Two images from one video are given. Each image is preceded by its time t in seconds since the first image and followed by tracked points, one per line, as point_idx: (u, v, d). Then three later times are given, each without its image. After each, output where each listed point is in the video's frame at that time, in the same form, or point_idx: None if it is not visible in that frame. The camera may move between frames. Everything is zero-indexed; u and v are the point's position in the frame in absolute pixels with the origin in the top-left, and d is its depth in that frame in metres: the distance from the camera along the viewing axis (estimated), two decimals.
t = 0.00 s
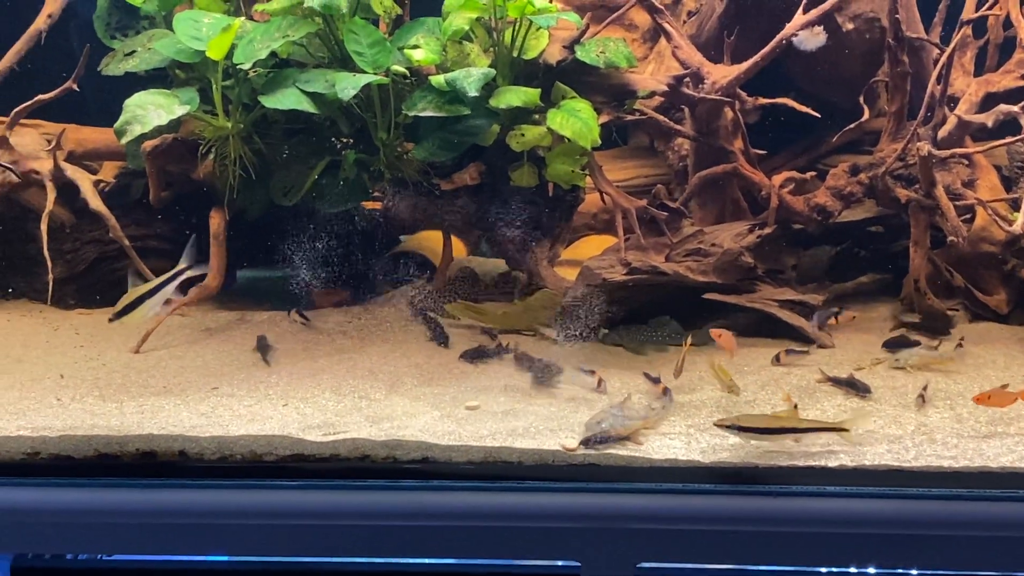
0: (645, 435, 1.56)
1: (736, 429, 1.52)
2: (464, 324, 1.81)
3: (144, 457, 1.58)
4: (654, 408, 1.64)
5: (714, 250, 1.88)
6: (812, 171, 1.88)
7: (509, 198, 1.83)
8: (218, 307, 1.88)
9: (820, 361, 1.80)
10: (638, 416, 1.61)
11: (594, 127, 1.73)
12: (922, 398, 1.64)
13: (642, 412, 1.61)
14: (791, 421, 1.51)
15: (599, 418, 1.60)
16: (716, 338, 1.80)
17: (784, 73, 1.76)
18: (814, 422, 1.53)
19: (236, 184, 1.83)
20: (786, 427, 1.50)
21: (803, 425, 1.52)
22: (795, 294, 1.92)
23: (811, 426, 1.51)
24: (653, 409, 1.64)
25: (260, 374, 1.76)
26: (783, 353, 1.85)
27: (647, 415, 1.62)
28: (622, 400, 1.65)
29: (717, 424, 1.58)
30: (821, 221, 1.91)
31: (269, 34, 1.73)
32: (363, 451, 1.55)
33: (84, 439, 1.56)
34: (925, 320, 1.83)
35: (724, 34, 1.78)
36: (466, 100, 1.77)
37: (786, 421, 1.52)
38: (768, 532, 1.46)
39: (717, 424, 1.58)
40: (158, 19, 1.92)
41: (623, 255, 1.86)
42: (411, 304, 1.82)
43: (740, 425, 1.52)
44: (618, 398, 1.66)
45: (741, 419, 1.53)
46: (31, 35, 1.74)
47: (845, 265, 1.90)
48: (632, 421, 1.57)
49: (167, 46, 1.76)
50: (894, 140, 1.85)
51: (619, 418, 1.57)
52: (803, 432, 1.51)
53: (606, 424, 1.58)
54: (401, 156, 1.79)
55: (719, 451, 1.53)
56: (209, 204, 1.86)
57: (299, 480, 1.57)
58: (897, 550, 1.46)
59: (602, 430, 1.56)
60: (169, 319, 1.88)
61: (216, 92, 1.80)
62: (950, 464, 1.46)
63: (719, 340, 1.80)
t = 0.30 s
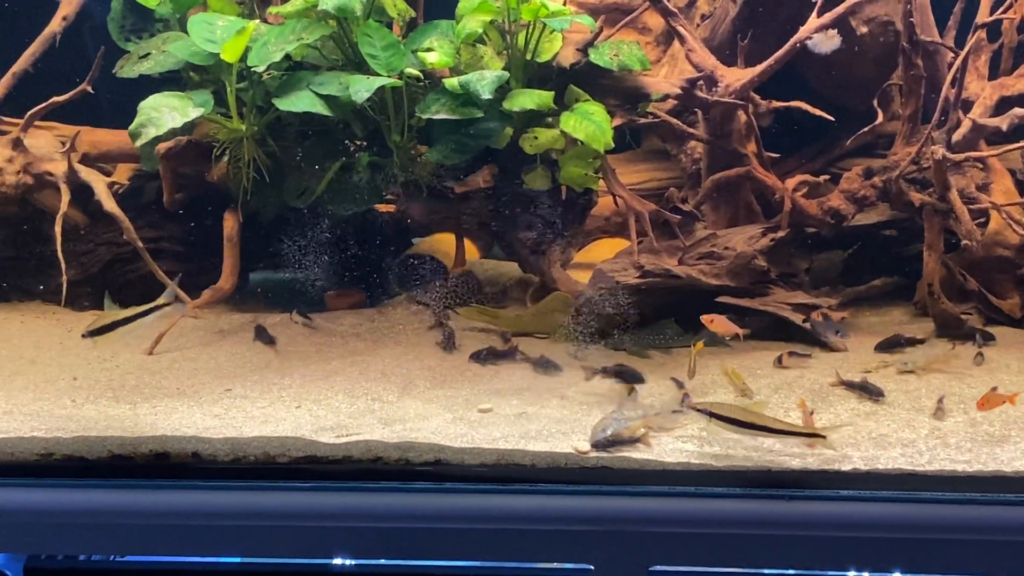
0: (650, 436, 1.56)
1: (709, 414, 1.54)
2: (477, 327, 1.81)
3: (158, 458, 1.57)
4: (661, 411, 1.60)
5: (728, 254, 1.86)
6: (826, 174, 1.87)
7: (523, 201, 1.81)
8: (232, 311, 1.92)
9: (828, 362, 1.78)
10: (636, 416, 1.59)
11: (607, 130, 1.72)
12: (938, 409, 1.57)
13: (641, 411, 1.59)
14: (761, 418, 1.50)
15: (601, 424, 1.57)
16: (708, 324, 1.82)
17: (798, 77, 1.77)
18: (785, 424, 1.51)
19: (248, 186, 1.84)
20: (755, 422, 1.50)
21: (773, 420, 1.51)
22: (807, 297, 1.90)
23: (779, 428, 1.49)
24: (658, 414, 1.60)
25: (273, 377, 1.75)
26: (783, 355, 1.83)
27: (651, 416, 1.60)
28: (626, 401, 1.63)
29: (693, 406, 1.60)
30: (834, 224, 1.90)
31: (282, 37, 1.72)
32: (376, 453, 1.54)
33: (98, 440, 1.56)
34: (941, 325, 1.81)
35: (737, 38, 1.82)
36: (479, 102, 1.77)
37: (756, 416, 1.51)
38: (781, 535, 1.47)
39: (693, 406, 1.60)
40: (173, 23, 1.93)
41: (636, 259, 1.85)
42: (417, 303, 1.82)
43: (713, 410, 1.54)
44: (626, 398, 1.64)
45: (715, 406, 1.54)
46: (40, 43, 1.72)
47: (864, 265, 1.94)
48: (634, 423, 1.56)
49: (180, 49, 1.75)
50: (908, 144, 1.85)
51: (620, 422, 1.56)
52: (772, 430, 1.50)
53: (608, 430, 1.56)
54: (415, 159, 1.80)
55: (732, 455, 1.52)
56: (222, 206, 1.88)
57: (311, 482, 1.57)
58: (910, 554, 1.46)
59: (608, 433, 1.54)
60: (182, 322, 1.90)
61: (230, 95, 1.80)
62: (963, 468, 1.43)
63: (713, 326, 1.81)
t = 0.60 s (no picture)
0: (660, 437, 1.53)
1: (694, 405, 1.58)
2: (489, 329, 1.82)
3: (171, 458, 1.56)
4: (668, 409, 1.59)
5: (741, 256, 1.88)
6: (839, 177, 1.90)
7: (537, 204, 1.82)
8: (246, 312, 1.93)
9: (837, 365, 1.76)
10: (644, 417, 1.58)
11: (621, 131, 1.72)
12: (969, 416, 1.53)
13: (649, 411, 1.58)
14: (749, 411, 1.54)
15: (615, 427, 1.55)
16: (701, 311, 1.85)
17: (808, 79, 1.78)
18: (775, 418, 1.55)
19: (264, 187, 1.84)
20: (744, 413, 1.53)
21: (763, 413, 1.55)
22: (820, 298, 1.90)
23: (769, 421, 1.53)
24: (668, 416, 1.59)
25: (287, 377, 1.75)
26: (787, 355, 1.80)
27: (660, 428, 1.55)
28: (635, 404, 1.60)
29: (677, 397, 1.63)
30: (848, 225, 1.93)
31: (298, 39, 1.72)
32: (389, 454, 1.53)
33: (111, 440, 1.55)
34: (952, 328, 1.81)
35: (752, 40, 1.84)
36: (493, 104, 1.76)
37: (746, 408, 1.55)
38: (797, 538, 1.45)
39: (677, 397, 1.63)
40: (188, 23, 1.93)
41: (649, 260, 1.85)
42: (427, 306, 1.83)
43: (699, 403, 1.57)
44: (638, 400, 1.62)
45: (703, 399, 1.57)
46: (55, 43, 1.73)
47: (873, 269, 1.95)
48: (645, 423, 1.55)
49: (195, 50, 1.75)
50: (922, 146, 1.84)
51: (632, 423, 1.55)
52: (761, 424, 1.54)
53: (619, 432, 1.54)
54: (428, 159, 1.80)
55: (746, 457, 1.49)
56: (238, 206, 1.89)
57: (325, 482, 1.55)
58: (929, 556, 1.44)
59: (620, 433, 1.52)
60: (198, 321, 1.96)
61: (245, 96, 1.80)
62: (977, 470, 1.41)
63: (706, 313, 1.84)
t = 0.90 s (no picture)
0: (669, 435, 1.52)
1: (686, 402, 1.56)
2: (502, 328, 1.83)
3: (184, 457, 1.54)
4: (677, 410, 1.56)
5: (752, 256, 1.86)
6: (851, 177, 1.92)
7: (547, 203, 1.87)
8: (260, 310, 1.95)
9: (849, 365, 1.76)
10: (658, 416, 1.56)
11: (633, 132, 1.70)
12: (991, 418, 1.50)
13: (665, 411, 1.56)
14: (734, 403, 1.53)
15: (629, 424, 1.55)
16: (683, 296, 1.79)
17: (821, 80, 1.78)
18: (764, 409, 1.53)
19: (276, 187, 1.83)
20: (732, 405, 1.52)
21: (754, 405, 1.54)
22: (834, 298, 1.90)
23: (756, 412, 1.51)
24: (680, 417, 1.56)
25: (298, 376, 1.74)
26: (793, 355, 1.80)
27: (675, 428, 1.55)
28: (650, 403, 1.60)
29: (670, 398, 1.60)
30: (860, 225, 1.91)
31: (310, 38, 1.73)
32: (401, 453, 1.51)
33: (123, 439, 1.53)
34: (963, 328, 1.82)
35: (764, 40, 1.85)
36: (505, 104, 1.77)
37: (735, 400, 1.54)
38: (810, 538, 1.43)
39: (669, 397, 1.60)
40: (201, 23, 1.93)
41: (661, 260, 1.84)
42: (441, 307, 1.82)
43: (692, 398, 1.55)
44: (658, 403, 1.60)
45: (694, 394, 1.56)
46: (70, 43, 1.79)
47: (888, 269, 1.97)
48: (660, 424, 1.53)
49: (208, 49, 1.75)
50: (935, 146, 1.84)
51: (647, 422, 1.53)
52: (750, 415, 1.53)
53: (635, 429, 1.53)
54: (440, 159, 1.83)
55: (758, 458, 1.47)
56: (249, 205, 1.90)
57: (338, 482, 1.54)
58: (945, 558, 1.43)
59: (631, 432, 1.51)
60: (211, 320, 1.96)
61: (258, 96, 1.80)
62: (990, 471, 1.39)
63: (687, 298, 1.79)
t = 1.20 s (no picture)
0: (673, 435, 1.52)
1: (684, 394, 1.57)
2: (509, 329, 1.82)
3: (191, 457, 1.54)
4: (679, 410, 1.56)
5: (761, 256, 1.85)
6: (860, 178, 1.91)
7: (556, 203, 1.85)
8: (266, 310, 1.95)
9: (857, 366, 1.75)
10: (660, 417, 1.54)
11: (642, 132, 1.70)
12: (1001, 420, 1.49)
13: (669, 412, 1.55)
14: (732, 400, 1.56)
15: (631, 426, 1.53)
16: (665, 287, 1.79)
17: (830, 79, 1.80)
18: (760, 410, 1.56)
19: (284, 187, 1.83)
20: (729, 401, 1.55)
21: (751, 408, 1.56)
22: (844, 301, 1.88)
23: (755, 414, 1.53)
24: (682, 417, 1.56)
25: (306, 376, 1.74)
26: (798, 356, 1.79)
27: (681, 428, 1.54)
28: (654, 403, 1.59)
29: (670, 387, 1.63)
30: (869, 227, 1.91)
31: (319, 38, 1.72)
32: (409, 453, 1.51)
33: (132, 438, 1.54)
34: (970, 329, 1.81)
35: (773, 41, 1.85)
36: (513, 104, 1.77)
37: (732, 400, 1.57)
38: (827, 539, 1.39)
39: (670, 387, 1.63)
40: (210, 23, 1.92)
41: (669, 260, 1.85)
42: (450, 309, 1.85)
43: (690, 391, 1.56)
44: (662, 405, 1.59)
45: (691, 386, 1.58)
46: (80, 41, 1.77)
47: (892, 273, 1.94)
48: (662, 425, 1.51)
49: (218, 49, 1.75)
50: (944, 147, 1.85)
51: (650, 422, 1.52)
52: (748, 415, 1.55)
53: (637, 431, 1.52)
54: (449, 160, 1.87)
55: (764, 458, 1.46)
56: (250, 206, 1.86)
57: (346, 482, 1.51)
58: (963, 562, 1.39)
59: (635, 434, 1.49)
60: (218, 320, 1.96)
61: (267, 96, 1.81)
62: (997, 472, 1.38)
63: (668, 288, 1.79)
